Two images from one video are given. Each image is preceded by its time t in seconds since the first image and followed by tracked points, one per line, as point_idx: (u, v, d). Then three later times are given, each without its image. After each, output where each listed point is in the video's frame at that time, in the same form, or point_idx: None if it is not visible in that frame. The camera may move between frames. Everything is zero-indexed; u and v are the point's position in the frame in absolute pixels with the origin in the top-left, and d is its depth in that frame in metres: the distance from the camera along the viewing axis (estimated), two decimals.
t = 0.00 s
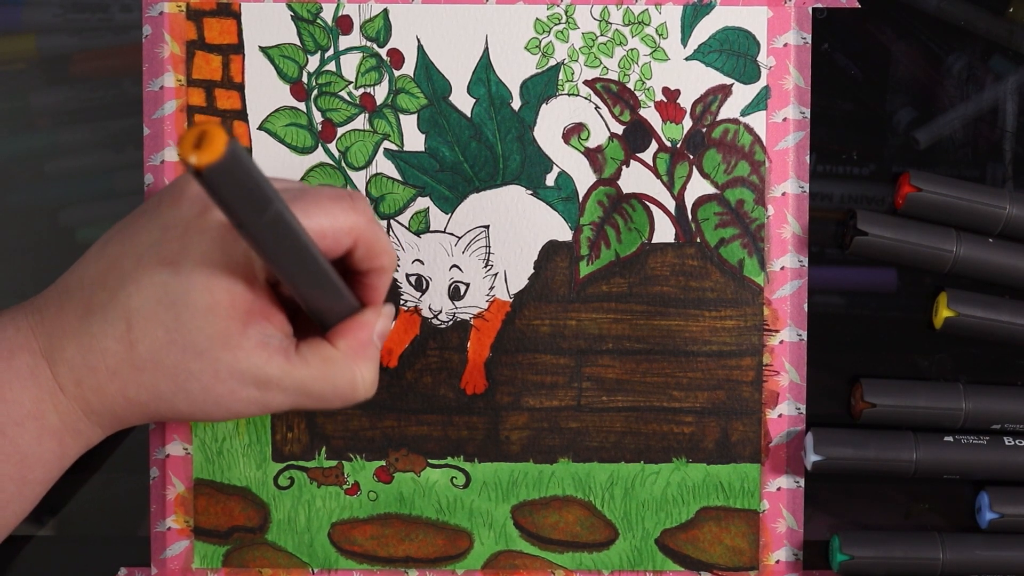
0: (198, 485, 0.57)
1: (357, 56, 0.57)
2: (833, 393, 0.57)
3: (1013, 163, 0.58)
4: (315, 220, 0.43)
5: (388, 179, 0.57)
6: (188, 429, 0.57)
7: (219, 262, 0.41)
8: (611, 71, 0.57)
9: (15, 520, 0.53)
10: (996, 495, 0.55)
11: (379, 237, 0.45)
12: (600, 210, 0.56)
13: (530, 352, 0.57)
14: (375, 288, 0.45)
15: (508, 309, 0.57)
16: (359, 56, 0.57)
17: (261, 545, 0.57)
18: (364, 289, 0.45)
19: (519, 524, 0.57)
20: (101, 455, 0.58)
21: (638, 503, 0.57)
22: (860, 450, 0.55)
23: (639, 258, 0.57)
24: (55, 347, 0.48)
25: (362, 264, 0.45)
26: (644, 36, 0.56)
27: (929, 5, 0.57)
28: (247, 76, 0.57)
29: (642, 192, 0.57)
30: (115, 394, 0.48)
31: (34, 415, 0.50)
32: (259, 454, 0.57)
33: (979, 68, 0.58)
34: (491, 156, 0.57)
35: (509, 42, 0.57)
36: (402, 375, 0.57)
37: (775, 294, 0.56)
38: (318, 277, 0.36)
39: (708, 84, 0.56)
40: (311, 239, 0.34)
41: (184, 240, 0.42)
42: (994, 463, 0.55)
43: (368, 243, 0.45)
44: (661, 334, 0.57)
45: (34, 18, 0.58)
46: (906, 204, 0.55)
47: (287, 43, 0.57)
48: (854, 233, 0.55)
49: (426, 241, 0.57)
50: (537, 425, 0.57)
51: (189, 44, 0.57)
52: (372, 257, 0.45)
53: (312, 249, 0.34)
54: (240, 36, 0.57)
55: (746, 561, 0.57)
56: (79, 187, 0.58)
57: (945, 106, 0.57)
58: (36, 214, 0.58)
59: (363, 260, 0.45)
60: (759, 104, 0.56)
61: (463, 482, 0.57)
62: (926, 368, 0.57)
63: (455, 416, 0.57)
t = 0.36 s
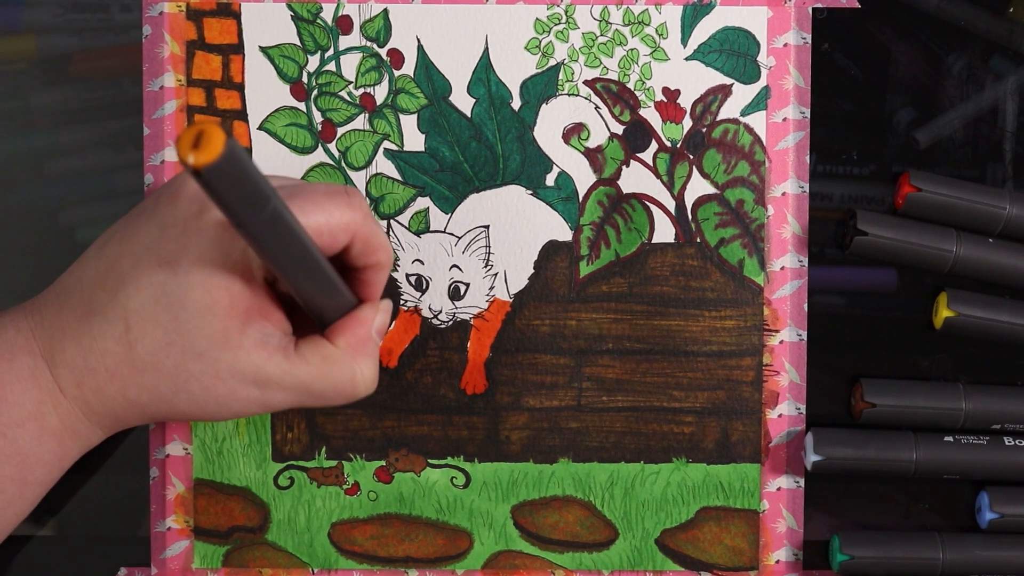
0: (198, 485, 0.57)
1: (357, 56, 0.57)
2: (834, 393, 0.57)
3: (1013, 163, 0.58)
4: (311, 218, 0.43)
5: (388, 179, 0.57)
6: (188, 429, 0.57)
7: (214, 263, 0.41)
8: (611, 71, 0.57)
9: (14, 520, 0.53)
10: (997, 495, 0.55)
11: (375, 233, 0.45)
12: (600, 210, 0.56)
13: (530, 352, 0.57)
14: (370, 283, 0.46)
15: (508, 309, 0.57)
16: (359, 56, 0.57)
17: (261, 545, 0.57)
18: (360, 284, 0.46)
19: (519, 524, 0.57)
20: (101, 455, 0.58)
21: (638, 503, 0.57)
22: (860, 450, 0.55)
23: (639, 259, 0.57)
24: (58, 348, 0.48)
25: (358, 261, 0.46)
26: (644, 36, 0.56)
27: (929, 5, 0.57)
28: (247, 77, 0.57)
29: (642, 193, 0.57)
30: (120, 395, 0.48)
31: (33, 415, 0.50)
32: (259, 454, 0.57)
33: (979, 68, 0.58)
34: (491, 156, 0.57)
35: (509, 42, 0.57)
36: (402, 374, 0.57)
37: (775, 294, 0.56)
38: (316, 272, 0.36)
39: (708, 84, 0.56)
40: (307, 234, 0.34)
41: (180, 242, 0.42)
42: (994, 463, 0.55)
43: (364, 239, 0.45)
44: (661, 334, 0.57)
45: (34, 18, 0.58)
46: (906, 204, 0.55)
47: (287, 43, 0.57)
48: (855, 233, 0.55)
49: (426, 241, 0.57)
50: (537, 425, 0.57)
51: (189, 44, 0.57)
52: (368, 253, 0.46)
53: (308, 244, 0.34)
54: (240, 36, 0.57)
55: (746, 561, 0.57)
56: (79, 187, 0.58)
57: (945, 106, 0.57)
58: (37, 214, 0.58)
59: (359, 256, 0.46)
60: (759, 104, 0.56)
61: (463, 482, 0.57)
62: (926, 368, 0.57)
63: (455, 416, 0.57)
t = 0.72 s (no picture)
0: (198, 485, 0.57)
1: (357, 56, 0.57)
2: (834, 393, 0.57)
3: (1013, 163, 0.58)
4: (314, 221, 0.43)
5: (388, 179, 0.57)
6: (188, 429, 0.57)
7: (218, 264, 0.41)
8: (611, 71, 0.57)
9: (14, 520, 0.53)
10: (996, 495, 0.55)
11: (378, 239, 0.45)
12: (600, 210, 0.56)
13: (530, 352, 0.57)
14: (372, 288, 0.46)
15: (508, 309, 0.57)
16: (359, 56, 0.57)
17: (261, 545, 0.57)
18: (362, 289, 0.46)
19: (519, 524, 0.57)
20: (100, 454, 0.57)
21: (638, 503, 0.57)
22: (860, 450, 0.55)
23: (639, 259, 0.57)
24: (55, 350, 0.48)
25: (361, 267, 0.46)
26: (644, 36, 0.56)
27: (929, 5, 0.57)
28: (247, 76, 0.57)
29: (642, 193, 0.57)
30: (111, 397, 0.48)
31: (33, 415, 0.50)
32: (259, 454, 0.57)
33: (979, 69, 0.58)
34: (491, 156, 0.57)
35: (510, 42, 0.57)
36: (402, 375, 0.57)
37: (775, 293, 0.56)
38: (320, 276, 0.36)
39: (708, 84, 0.56)
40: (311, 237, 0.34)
41: (183, 244, 0.42)
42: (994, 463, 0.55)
43: (367, 244, 0.45)
44: (661, 334, 0.56)
45: (34, 18, 0.58)
46: (906, 203, 0.55)
47: (287, 43, 0.57)
48: (854, 233, 0.55)
49: (426, 241, 0.57)
50: (537, 424, 0.57)
51: (189, 43, 0.57)
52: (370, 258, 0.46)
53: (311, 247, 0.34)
54: (240, 36, 0.57)
55: (746, 561, 0.57)
56: (79, 187, 0.58)
57: (945, 106, 0.57)
58: (37, 214, 0.58)
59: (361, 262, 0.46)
60: (759, 104, 0.56)
61: (463, 482, 0.57)
62: (926, 368, 0.57)
63: (455, 416, 0.57)
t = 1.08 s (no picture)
0: (198, 485, 0.57)
1: (357, 56, 0.57)
2: (834, 393, 0.57)
3: (1013, 163, 0.58)
4: (309, 217, 0.43)
5: (388, 179, 0.57)
6: (188, 429, 0.57)
7: (215, 262, 0.41)
8: (611, 71, 0.57)
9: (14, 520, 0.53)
10: (997, 495, 0.55)
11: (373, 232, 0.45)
12: (600, 210, 0.56)
13: (529, 352, 0.57)
14: (369, 283, 0.46)
15: (508, 309, 0.57)
16: (359, 56, 0.57)
17: (261, 545, 0.57)
18: (359, 284, 0.46)
19: (519, 524, 0.57)
20: (100, 455, 0.57)
21: (638, 503, 0.57)
22: (860, 451, 0.55)
23: (639, 259, 0.57)
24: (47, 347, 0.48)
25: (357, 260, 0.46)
26: (644, 36, 0.56)
27: (929, 5, 0.57)
28: (247, 76, 0.57)
29: (642, 193, 0.57)
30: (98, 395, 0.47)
31: (33, 416, 0.50)
32: (259, 454, 0.57)
33: (979, 69, 0.58)
34: (491, 156, 0.57)
35: (510, 42, 0.57)
36: (402, 375, 0.57)
37: (775, 293, 0.56)
38: (317, 275, 0.36)
39: (708, 84, 0.56)
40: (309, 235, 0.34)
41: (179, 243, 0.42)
42: (994, 463, 0.55)
43: (362, 238, 0.45)
44: (661, 334, 0.56)
45: (34, 18, 0.58)
46: (906, 203, 0.55)
47: (287, 43, 0.57)
48: (854, 234, 0.55)
49: (426, 241, 0.57)
50: (537, 425, 0.57)
51: (189, 43, 0.57)
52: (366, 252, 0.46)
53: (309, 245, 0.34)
54: (240, 36, 0.57)
55: (746, 561, 0.57)
56: (79, 187, 0.58)
57: (945, 106, 0.57)
58: (36, 214, 0.58)
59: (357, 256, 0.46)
60: (759, 104, 0.56)
61: (463, 482, 0.57)
62: (927, 369, 0.57)
63: (455, 416, 0.57)
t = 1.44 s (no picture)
0: (198, 485, 0.57)
1: (357, 56, 0.57)
2: (834, 393, 0.57)
3: (1014, 162, 0.58)
4: (311, 203, 0.39)
5: (388, 179, 0.57)
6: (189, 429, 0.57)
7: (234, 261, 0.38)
8: (611, 71, 0.57)
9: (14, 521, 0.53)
10: (997, 495, 0.55)
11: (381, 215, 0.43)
12: (600, 210, 0.56)
13: (530, 352, 0.56)
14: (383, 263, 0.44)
15: (508, 309, 0.56)
16: (359, 56, 0.57)
17: (261, 545, 0.57)
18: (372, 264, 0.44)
19: (519, 524, 0.57)
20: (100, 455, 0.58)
21: (638, 503, 0.57)
22: (861, 450, 0.55)
23: (639, 259, 0.57)
24: (46, 372, 0.46)
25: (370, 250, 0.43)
26: (644, 36, 0.56)
27: (929, 5, 0.57)
28: (247, 76, 0.57)
29: (642, 192, 0.57)
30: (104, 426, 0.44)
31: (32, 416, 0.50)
32: (259, 454, 0.57)
33: (979, 69, 0.58)
34: (491, 156, 0.57)
35: (510, 42, 0.57)
36: (402, 375, 0.57)
37: (775, 294, 0.56)
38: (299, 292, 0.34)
39: (708, 84, 0.56)
40: (277, 274, 0.32)
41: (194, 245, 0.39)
42: (994, 463, 0.55)
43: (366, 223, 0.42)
44: (661, 334, 0.57)
45: (33, 18, 0.58)
46: (909, 190, 0.55)
47: (287, 43, 0.57)
48: (857, 217, 0.55)
49: (426, 241, 0.57)
50: (537, 425, 0.57)
51: (189, 43, 0.57)
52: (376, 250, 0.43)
53: (280, 282, 0.33)
54: (240, 36, 0.57)
55: (746, 561, 0.57)
56: (79, 187, 0.58)
57: (946, 106, 0.57)
58: (36, 214, 0.58)
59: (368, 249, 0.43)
60: (759, 104, 0.56)
61: (463, 482, 0.57)
62: (926, 369, 0.57)
63: (455, 416, 0.57)
